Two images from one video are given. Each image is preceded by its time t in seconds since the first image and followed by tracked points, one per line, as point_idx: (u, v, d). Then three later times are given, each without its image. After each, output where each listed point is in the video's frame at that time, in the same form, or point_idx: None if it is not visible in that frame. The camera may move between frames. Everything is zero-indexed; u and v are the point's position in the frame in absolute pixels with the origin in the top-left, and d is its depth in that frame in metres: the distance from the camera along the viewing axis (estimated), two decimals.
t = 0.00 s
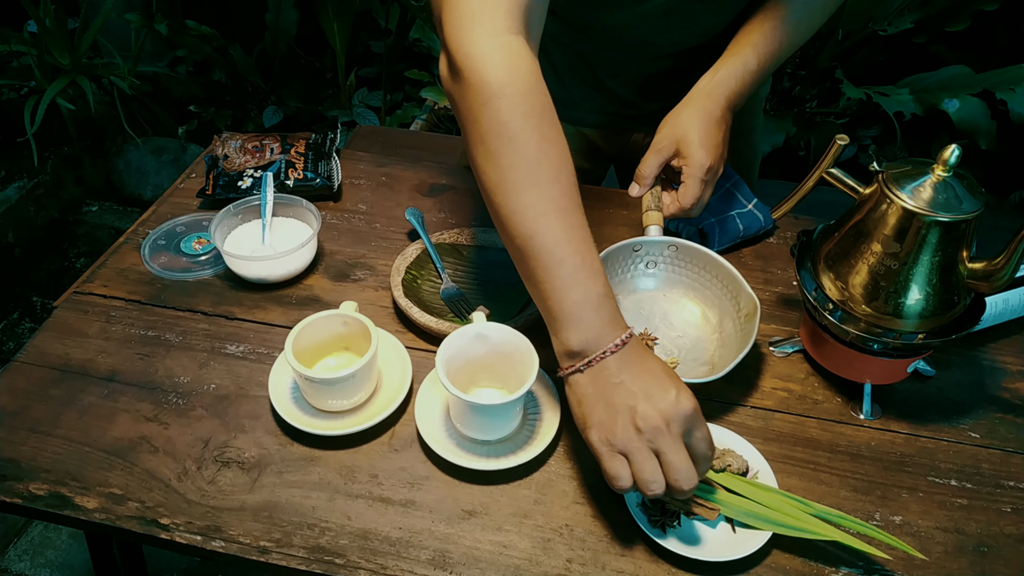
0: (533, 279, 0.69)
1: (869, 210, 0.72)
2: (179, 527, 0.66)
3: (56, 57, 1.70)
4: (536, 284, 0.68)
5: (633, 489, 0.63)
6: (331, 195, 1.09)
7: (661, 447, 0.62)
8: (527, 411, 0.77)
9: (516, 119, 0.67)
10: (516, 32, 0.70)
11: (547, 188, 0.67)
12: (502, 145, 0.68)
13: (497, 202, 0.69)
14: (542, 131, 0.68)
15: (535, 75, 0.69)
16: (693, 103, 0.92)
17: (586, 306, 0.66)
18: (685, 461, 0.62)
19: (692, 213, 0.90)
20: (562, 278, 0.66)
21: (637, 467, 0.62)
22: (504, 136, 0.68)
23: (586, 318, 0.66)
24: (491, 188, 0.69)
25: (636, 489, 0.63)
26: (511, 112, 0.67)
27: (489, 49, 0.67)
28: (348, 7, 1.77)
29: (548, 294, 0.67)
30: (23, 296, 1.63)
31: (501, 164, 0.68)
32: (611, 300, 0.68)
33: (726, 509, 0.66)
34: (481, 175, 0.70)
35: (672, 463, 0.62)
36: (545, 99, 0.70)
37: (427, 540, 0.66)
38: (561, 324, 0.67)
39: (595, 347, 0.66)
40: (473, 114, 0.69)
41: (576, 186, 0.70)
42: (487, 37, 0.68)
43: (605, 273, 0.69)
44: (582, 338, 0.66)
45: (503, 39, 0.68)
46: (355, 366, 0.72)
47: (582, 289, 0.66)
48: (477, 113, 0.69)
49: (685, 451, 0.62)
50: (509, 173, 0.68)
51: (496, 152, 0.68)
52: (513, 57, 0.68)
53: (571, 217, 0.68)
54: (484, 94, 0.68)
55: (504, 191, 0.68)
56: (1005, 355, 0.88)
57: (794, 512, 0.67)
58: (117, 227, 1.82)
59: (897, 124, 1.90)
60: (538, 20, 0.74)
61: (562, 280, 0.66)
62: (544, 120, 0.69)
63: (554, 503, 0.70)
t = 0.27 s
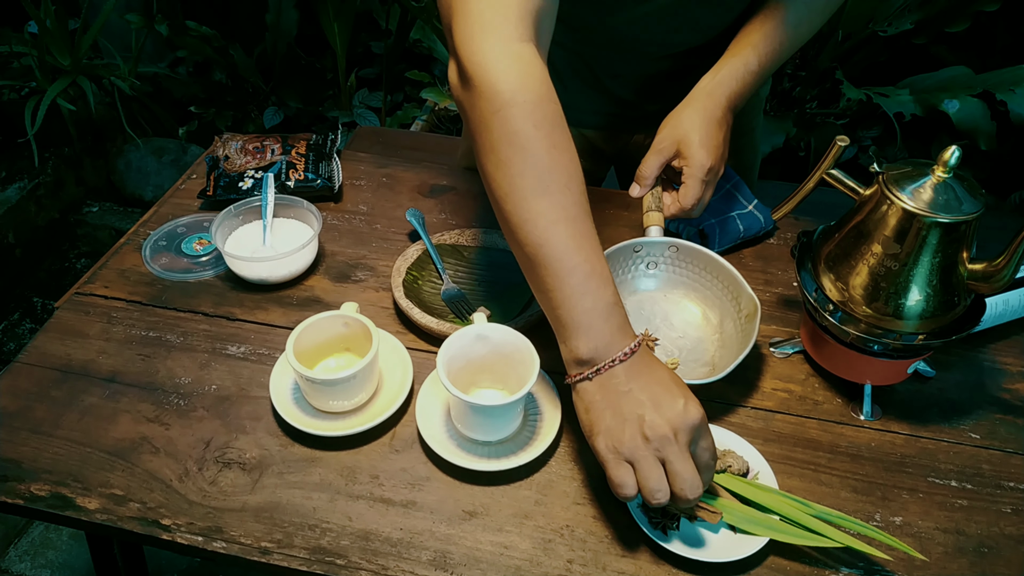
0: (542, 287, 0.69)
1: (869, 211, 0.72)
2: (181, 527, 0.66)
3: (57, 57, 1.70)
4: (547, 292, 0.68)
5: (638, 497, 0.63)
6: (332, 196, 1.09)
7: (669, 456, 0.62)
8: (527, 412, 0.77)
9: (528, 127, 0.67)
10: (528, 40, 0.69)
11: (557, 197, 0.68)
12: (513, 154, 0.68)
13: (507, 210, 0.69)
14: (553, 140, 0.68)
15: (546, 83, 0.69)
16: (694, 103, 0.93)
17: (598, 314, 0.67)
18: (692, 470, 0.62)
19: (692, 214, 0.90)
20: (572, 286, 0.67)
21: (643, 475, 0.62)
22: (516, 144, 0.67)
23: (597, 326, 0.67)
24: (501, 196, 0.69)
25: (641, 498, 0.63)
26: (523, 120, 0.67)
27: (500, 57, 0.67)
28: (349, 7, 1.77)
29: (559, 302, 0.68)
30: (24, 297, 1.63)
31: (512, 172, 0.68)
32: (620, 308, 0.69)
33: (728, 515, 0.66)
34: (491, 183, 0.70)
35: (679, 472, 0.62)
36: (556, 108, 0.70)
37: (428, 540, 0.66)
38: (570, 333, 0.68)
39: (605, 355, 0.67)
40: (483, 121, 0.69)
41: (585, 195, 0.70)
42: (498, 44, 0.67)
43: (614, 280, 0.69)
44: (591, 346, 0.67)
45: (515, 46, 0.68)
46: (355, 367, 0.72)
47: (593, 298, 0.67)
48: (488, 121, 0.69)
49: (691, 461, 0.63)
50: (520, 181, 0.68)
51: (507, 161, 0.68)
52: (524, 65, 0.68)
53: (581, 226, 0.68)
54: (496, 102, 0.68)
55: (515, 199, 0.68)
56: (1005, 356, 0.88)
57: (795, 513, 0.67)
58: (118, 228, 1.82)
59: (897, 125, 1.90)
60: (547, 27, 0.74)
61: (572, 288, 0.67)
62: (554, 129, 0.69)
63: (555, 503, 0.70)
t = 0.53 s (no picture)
0: (546, 291, 0.69)
1: (869, 213, 0.72)
2: (182, 528, 0.67)
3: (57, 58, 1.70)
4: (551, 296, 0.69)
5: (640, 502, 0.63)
6: (333, 197, 1.09)
7: (672, 462, 0.62)
8: (528, 413, 0.77)
9: (532, 132, 0.68)
10: (532, 45, 0.69)
11: (561, 201, 0.68)
12: (517, 158, 0.68)
13: (511, 213, 0.69)
14: (557, 144, 0.69)
15: (550, 88, 0.69)
16: (694, 105, 0.93)
17: (602, 318, 0.67)
18: (694, 475, 0.62)
19: (693, 215, 0.90)
20: (576, 289, 0.67)
21: (646, 481, 0.62)
22: (520, 149, 0.68)
23: (601, 329, 0.67)
24: (505, 199, 0.69)
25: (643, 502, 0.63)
26: (528, 124, 0.67)
27: (504, 61, 0.67)
28: (349, 9, 1.77)
29: (564, 306, 0.68)
30: (24, 298, 1.63)
31: (516, 177, 0.68)
32: (624, 312, 0.69)
33: (729, 520, 0.66)
34: (495, 186, 0.70)
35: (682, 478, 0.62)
36: (560, 112, 0.70)
37: (428, 542, 0.66)
38: (574, 336, 0.68)
39: (609, 359, 0.67)
40: (487, 125, 0.69)
41: (589, 200, 0.70)
42: (503, 49, 0.67)
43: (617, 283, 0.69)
44: (595, 350, 0.67)
45: (520, 51, 0.68)
46: (356, 368, 0.72)
47: (598, 302, 0.67)
48: (492, 125, 0.69)
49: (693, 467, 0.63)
50: (524, 186, 0.68)
51: (511, 165, 0.68)
52: (528, 69, 0.68)
53: (585, 230, 0.68)
54: (500, 106, 0.68)
55: (519, 203, 0.68)
56: (1005, 358, 0.88)
57: (795, 515, 0.67)
58: (118, 229, 1.82)
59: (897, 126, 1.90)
60: (551, 32, 0.74)
61: (577, 292, 0.67)
62: (559, 133, 0.69)
63: (555, 504, 0.70)
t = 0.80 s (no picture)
0: (549, 292, 0.69)
1: (869, 213, 0.72)
2: (181, 529, 0.67)
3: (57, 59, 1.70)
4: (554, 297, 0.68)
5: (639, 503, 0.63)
6: (333, 197, 1.09)
7: (673, 464, 0.63)
8: (527, 414, 0.77)
9: (534, 134, 0.68)
10: (534, 47, 0.69)
11: (564, 202, 0.68)
12: (520, 160, 0.68)
13: (514, 215, 0.69)
14: (559, 146, 0.69)
15: (552, 90, 0.69)
16: (693, 105, 0.93)
17: (605, 319, 0.67)
18: (695, 477, 0.62)
19: (692, 215, 0.90)
20: (579, 291, 0.67)
21: (647, 482, 0.62)
22: (522, 150, 0.68)
23: (604, 330, 0.67)
24: (508, 202, 0.69)
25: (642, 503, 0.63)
26: (530, 127, 0.67)
27: (506, 64, 0.67)
28: (349, 9, 1.77)
29: (567, 307, 0.68)
30: (25, 298, 1.63)
31: (519, 178, 0.68)
32: (627, 313, 0.69)
33: (729, 522, 0.66)
34: (497, 188, 0.70)
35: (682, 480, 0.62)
36: (562, 114, 0.70)
37: (428, 543, 0.66)
38: (577, 337, 0.68)
39: (612, 360, 0.67)
40: (489, 128, 0.69)
41: (591, 201, 0.70)
42: (505, 51, 0.67)
43: (620, 284, 0.69)
44: (599, 350, 0.67)
45: (523, 54, 0.68)
46: (355, 369, 0.72)
47: (601, 303, 0.67)
48: (494, 128, 0.69)
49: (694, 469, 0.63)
50: (527, 188, 0.68)
51: (514, 167, 0.68)
52: (530, 72, 0.68)
53: (588, 231, 0.68)
54: (502, 109, 0.68)
55: (522, 205, 0.68)
56: (1006, 358, 0.88)
57: (796, 518, 0.67)
58: (118, 230, 1.82)
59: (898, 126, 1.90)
60: (552, 34, 0.74)
61: (580, 293, 0.67)
62: (560, 135, 0.69)
63: (555, 505, 0.70)
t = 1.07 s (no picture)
0: (551, 291, 0.69)
1: (869, 214, 0.72)
2: (179, 530, 0.66)
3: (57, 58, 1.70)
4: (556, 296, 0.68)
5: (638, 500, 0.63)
6: (332, 197, 1.09)
7: (673, 462, 0.63)
8: (526, 415, 0.77)
9: (536, 134, 0.67)
10: (535, 47, 0.69)
11: (565, 202, 0.68)
12: (521, 160, 0.68)
13: (516, 215, 0.69)
14: (560, 145, 0.68)
15: (553, 90, 0.69)
16: (693, 105, 0.92)
17: (606, 318, 0.67)
18: (694, 477, 0.63)
19: (692, 216, 0.90)
20: (581, 290, 0.67)
21: (646, 480, 0.62)
22: (524, 150, 0.67)
23: (606, 329, 0.67)
24: (510, 201, 0.69)
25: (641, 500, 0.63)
26: (531, 126, 0.67)
27: (508, 64, 0.67)
28: (348, 8, 1.77)
29: (568, 306, 0.68)
30: (24, 298, 1.63)
31: (520, 178, 0.68)
32: (629, 312, 0.69)
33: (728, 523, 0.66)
34: (499, 188, 0.70)
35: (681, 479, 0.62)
36: (563, 114, 0.70)
37: (427, 543, 0.66)
38: (579, 335, 0.68)
39: (613, 358, 0.67)
40: (491, 128, 0.69)
41: (593, 200, 0.70)
42: (505, 51, 0.67)
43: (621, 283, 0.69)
44: (600, 349, 0.67)
45: (524, 54, 0.68)
46: (354, 370, 0.72)
47: (603, 303, 0.67)
48: (495, 128, 0.68)
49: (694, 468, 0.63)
50: (528, 187, 0.67)
51: (515, 167, 0.68)
52: (531, 72, 0.68)
53: (589, 231, 0.68)
54: (503, 109, 0.68)
55: (524, 205, 0.68)
56: (1005, 358, 0.88)
57: (795, 520, 0.67)
58: (117, 229, 1.82)
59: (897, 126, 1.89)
60: (553, 33, 0.74)
61: (582, 292, 0.67)
62: (562, 134, 0.69)
63: (554, 506, 0.70)
